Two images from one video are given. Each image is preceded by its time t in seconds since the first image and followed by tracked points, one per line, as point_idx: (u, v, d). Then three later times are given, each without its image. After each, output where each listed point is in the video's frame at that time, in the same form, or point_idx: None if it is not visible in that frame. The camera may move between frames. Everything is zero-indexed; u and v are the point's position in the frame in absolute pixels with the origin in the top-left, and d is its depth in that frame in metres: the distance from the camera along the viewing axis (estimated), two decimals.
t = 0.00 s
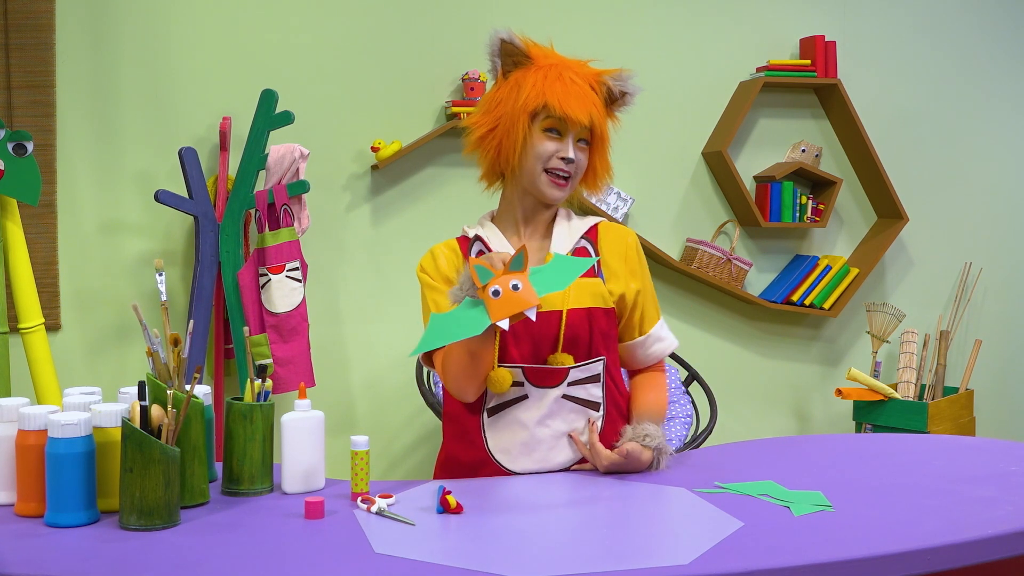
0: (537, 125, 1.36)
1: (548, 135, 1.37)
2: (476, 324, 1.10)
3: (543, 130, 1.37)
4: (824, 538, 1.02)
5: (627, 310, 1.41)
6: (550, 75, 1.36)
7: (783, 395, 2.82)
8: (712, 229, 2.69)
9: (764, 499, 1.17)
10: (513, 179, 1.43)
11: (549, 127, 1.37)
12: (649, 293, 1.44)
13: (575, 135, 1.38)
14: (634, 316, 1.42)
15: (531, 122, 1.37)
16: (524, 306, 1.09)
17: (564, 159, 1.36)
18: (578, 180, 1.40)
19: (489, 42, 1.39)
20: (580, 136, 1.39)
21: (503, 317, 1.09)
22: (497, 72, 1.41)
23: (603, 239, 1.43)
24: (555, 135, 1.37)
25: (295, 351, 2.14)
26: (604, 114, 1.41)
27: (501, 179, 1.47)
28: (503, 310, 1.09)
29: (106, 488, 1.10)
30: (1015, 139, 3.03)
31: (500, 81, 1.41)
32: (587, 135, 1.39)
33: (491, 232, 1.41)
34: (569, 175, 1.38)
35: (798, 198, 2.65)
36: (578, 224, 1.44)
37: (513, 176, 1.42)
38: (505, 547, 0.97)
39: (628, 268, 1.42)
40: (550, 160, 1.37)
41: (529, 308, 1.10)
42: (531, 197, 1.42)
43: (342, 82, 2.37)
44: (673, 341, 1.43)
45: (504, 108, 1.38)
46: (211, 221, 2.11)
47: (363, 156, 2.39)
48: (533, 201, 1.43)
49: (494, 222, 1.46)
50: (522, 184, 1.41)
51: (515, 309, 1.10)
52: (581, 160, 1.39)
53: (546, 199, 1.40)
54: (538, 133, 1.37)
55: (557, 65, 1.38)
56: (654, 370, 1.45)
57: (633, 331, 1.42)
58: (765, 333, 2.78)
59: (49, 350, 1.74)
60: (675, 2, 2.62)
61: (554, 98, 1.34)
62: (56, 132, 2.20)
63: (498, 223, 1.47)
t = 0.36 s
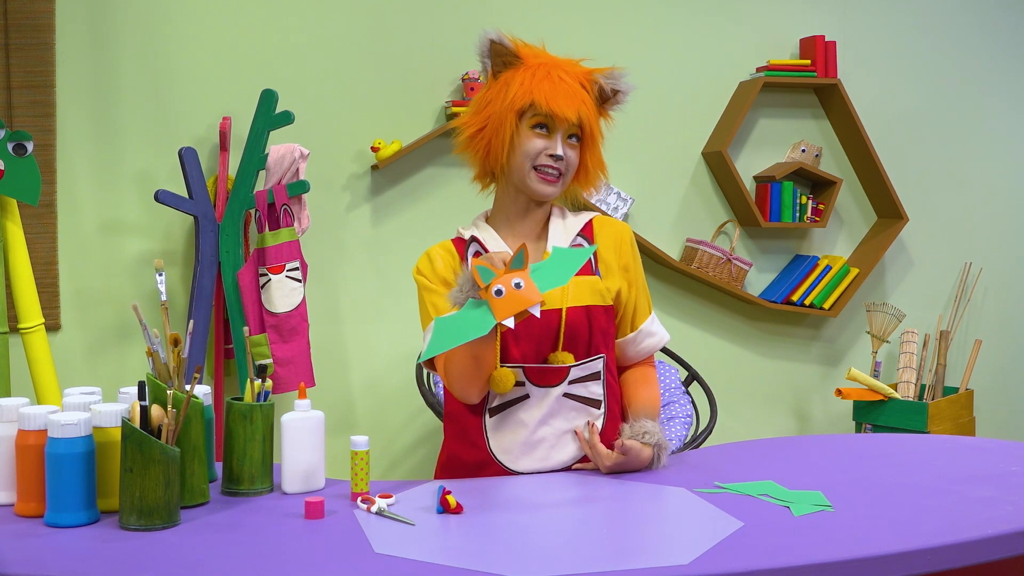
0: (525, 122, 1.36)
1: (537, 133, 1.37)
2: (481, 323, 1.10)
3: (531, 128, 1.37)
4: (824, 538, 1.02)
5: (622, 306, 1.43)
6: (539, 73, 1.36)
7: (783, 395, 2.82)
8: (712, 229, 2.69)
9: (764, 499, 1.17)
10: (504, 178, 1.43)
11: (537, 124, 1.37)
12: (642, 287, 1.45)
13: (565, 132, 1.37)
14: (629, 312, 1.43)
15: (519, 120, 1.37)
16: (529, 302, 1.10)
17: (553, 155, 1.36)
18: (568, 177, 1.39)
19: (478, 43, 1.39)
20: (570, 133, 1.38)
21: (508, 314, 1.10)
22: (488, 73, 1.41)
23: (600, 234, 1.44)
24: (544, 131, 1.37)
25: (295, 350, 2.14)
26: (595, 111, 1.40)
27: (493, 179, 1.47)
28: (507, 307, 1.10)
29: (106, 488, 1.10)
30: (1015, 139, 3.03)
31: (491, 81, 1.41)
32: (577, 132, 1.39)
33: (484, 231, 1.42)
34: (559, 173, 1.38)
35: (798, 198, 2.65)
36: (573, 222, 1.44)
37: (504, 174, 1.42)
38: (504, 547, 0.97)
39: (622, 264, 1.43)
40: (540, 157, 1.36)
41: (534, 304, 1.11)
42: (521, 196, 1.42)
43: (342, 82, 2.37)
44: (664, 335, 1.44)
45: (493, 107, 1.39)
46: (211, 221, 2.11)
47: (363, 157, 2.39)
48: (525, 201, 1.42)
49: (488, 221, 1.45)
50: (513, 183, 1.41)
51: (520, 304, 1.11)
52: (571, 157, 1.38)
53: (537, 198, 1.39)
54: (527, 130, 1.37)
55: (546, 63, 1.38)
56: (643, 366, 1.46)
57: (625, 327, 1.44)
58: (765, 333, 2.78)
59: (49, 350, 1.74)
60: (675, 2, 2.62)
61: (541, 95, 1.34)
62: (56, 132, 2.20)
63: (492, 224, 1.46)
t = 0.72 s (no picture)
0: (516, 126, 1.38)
1: (530, 132, 1.37)
2: (481, 330, 1.11)
3: (523, 129, 1.38)
4: (824, 538, 1.02)
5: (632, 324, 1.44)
6: (519, 72, 1.37)
7: (783, 395, 2.82)
8: (712, 229, 2.69)
9: (764, 499, 1.17)
10: (516, 184, 1.43)
11: (528, 124, 1.37)
12: (652, 309, 1.46)
13: (557, 122, 1.37)
14: (640, 329, 1.45)
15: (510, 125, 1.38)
16: (530, 314, 1.11)
17: (548, 150, 1.36)
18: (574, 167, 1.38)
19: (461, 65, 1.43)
20: (563, 122, 1.38)
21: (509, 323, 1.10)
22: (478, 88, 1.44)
23: (614, 251, 1.45)
24: (536, 129, 1.37)
25: (295, 350, 2.14)
26: (585, 91, 1.39)
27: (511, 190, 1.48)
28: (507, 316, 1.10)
29: (106, 488, 1.10)
30: (1015, 139, 3.03)
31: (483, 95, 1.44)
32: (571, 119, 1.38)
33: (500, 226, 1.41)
34: (562, 165, 1.37)
35: (798, 198, 2.65)
36: (589, 232, 1.45)
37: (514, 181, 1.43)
38: (505, 547, 0.97)
39: (634, 283, 1.44)
40: (539, 155, 1.36)
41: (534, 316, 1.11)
42: (534, 198, 1.42)
43: (342, 82, 2.37)
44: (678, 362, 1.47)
45: (486, 118, 1.41)
46: (211, 221, 2.11)
47: (363, 157, 2.39)
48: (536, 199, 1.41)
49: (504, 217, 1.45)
50: (525, 188, 1.41)
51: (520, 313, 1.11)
52: (569, 145, 1.37)
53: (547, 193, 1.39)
54: (520, 132, 1.38)
55: (527, 61, 1.38)
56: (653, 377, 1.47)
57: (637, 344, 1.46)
58: (765, 333, 2.78)
59: (49, 350, 1.74)
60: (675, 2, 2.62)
61: (522, 95, 1.35)
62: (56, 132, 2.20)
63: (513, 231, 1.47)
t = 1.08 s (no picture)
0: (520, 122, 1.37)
1: (533, 130, 1.37)
2: (470, 333, 1.11)
3: (527, 126, 1.37)
4: (825, 538, 1.01)
5: (636, 318, 1.43)
6: (531, 69, 1.36)
7: (783, 395, 2.82)
8: (712, 229, 2.69)
9: (764, 499, 1.17)
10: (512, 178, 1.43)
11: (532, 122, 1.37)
12: (658, 299, 1.46)
13: (561, 125, 1.37)
14: (644, 322, 1.44)
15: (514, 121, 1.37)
16: (517, 308, 1.10)
17: (550, 151, 1.36)
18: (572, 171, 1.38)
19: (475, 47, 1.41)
20: (568, 126, 1.38)
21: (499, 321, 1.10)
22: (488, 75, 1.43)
23: (615, 246, 1.44)
24: (540, 129, 1.37)
25: (295, 350, 2.14)
26: (596, 100, 1.39)
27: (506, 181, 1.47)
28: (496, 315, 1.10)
29: (106, 488, 1.10)
30: (1014, 139, 3.03)
31: (492, 83, 1.43)
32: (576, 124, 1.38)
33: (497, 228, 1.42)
34: (560, 167, 1.37)
35: (798, 198, 2.65)
36: (590, 227, 1.44)
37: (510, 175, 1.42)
38: (505, 547, 0.97)
39: (637, 276, 1.44)
40: (538, 154, 1.36)
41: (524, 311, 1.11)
42: (529, 195, 1.42)
43: (342, 82, 2.37)
44: (687, 348, 1.45)
45: (491, 109, 1.40)
46: (211, 221, 2.11)
47: (363, 157, 2.39)
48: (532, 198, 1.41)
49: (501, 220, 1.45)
50: (520, 182, 1.41)
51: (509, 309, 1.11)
52: (570, 150, 1.37)
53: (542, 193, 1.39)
54: (523, 129, 1.38)
55: (540, 58, 1.38)
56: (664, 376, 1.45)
57: (641, 337, 1.45)
58: (765, 333, 2.78)
59: (49, 350, 1.74)
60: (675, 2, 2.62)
61: (531, 92, 1.34)
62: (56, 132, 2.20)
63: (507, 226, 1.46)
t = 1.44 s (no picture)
0: (526, 130, 1.36)
1: (538, 140, 1.37)
2: (491, 337, 1.11)
3: (534, 134, 1.36)
4: (825, 538, 1.01)
5: (637, 315, 1.44)
6: (544, 78, 1.35)
7: (783, 395, 2.82)
8: (712, 229, 2.69)
9: (764, 499, 1.17)
10: (509, 179, 1.43)
11: (539, 132, 1.36)
12: (658, 293, 1.45)
13: (568, 140, 1.37)
14: (644, 317, 1.44)
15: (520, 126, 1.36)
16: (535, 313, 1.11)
17: (553, 165, 1.36)
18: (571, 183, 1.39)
19: (486, 41, 1.38)
20: (573, 141, 1.37)
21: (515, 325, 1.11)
22: (496, 71, 1.40)
23: (615, 243, 1.43)
24: (546, 139, 1.36)
25: (295, 350, 2.14)
26: (602, 115, 1.39)
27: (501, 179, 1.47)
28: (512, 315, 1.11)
29: (106, 488, 1.10)
30: (1015, 138, 3.03)
31: (499, 80, 1.41)
32: (582, 138, 1.38)
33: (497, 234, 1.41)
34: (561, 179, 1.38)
35: (798, 198, 2.65)
36: (586, 224, 1.44)
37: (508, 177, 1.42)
38: (506, 547, 0.97)
39: (636, 271, 1.43)
40: (540, 165, 1.37)
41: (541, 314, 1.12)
42: (525, 199, 1.42)
43: (342, 82, 2.37)
44: (688, 341, 1.43)
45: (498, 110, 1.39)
46: (211, 221, 2.11)
47: (363, 157, 2.39)
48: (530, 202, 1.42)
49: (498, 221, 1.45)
50: (517, 186, 1.41)
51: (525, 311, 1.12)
52: (573, 164, 1.38)
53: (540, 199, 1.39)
54: (528, 137, 1.37)
55: (554, 66, 1.36)
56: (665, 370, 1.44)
57: (641, 332, 1.45)
58: (765, 332, 2.78)
59: (49, 350, 1.74)
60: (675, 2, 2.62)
61: (543, 104, 1.33)
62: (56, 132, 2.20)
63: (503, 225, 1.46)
